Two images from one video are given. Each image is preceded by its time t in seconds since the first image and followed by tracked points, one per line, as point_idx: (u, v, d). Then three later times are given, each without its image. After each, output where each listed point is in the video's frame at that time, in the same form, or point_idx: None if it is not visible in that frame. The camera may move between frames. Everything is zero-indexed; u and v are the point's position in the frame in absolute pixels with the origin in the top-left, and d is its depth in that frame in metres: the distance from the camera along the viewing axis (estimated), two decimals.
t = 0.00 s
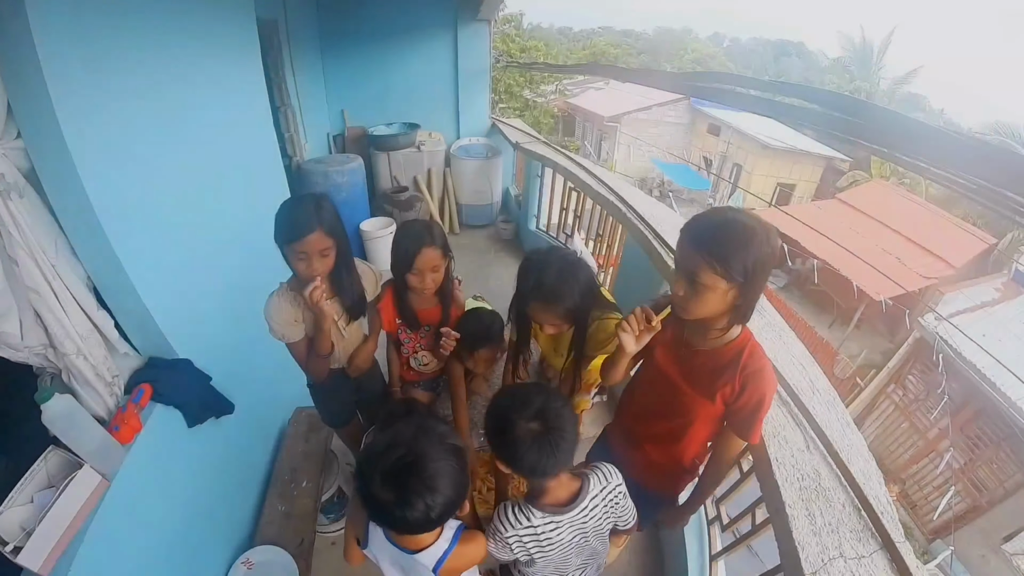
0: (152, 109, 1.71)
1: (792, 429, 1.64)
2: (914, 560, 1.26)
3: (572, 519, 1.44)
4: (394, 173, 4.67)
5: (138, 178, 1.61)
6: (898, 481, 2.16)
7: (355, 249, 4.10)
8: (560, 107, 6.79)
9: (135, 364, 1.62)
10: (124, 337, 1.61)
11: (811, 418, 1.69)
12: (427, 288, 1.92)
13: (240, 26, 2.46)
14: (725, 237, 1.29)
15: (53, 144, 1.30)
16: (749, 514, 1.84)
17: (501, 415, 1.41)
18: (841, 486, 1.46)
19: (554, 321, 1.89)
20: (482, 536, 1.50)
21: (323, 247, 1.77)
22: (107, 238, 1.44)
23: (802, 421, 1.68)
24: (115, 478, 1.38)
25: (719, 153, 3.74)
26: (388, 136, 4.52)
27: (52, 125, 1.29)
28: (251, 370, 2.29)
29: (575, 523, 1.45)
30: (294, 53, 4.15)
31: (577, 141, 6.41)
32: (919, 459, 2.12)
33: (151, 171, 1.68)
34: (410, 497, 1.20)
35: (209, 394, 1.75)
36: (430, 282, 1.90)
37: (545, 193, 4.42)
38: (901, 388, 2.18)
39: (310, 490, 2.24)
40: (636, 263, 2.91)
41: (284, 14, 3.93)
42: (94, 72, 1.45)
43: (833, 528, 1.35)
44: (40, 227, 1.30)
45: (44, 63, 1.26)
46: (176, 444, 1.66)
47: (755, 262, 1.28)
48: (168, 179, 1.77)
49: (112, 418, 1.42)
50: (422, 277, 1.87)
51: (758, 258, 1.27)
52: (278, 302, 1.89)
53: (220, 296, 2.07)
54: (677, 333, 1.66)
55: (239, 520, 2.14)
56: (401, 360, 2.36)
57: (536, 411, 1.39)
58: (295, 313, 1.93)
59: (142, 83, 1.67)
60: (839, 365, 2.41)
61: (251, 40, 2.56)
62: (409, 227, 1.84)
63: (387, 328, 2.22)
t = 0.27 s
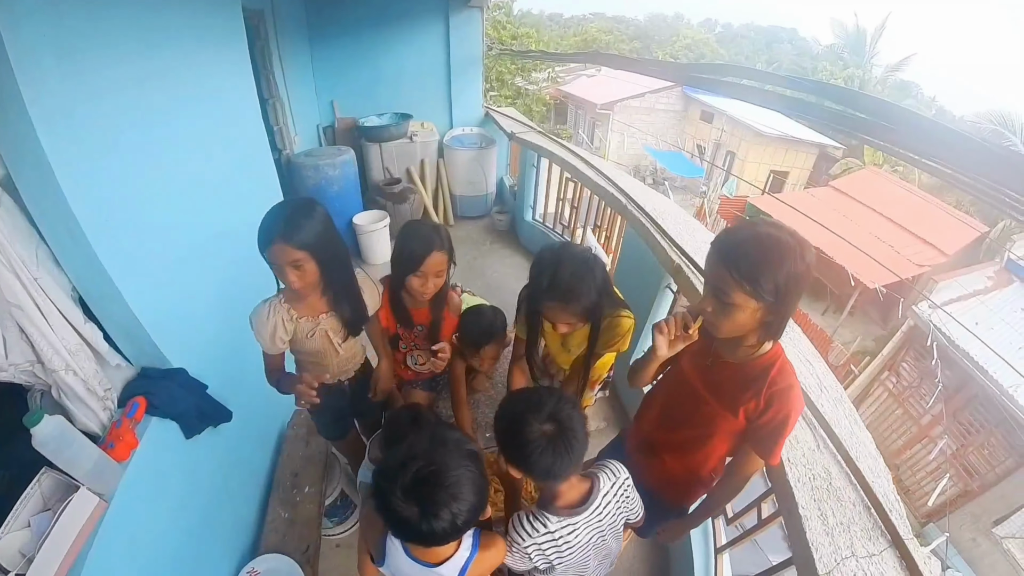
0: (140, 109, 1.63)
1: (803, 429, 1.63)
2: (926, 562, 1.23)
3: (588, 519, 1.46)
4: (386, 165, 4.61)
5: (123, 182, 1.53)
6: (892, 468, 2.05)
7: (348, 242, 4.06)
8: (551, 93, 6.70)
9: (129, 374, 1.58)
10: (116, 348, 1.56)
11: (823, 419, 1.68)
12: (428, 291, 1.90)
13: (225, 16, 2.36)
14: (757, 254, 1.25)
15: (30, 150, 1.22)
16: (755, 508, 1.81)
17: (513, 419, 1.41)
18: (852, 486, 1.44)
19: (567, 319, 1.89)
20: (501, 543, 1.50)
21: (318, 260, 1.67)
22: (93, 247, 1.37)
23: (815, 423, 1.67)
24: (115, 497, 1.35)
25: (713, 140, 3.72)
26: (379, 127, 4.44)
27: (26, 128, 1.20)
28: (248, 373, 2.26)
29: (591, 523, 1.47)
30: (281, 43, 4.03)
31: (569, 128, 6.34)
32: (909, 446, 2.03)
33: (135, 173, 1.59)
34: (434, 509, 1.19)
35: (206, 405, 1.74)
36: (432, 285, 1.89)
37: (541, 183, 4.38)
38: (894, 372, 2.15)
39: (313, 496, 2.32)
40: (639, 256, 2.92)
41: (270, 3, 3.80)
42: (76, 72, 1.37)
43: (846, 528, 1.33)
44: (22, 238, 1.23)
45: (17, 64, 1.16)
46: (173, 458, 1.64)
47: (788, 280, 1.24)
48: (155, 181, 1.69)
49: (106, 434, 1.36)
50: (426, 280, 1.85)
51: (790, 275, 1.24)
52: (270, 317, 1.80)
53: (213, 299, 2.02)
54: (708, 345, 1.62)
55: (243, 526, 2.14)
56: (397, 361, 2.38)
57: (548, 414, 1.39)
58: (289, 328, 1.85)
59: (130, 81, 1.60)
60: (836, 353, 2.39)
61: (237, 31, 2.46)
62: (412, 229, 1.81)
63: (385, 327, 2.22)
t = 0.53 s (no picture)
0: (122, 107, 1.58)
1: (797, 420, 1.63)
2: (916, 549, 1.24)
3: (582, 505, 1.47)
4: (377, 157, 4.55)
5: (109, 184, 1.48)
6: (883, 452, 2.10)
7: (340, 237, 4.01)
8: (543, 81, 6.60)
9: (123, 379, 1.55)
10: (109, 353, 1.53)
11: (818, 412, 1.66)
12: (422, 301, 1.89)
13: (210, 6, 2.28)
14: (751, 257, 1.25)
15: (12, 153, 1.17)
16: (750, 495, 1.85)
17: (505, 412, 1.42)
18: (844, 476, 1.45)
19: (562, 310, 1.90)
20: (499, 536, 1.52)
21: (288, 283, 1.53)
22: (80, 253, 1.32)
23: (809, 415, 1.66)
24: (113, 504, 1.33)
25: (707, 127, 3.67)
26: (369, 118, 4.38)
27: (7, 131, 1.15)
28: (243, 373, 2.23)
29: (584, 509, 1.48)
30: (267, 34, 3.92)
31: (561, 116, 6.26)
32: (902, 432, 2.05)
33: (121, 174, 1.54)
34: (433, 508, 1.20)
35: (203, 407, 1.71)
36: (426, 297, 1.88)
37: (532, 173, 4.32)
38: (886, 359, 2.25)
39: (313, 493, 2.32)
40: (631, 246, 2.87)
41: None
42: (55, 72, 1.31)
43: (838, 517, 1.34)
44: (8, 247, 1.19)
45: None
46: (171, 460, 1.62)
47: (785, 284, 1.24)
48: (141, 181, 1.64)
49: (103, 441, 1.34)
50: (420, 292, 1.84)
51: (788, 279, 1.23)
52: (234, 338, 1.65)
53: (205, 299, 1.99)
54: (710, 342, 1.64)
55: (243, 525, 2.13)
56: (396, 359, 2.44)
57: (540, 408, 1.41)
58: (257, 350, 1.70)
59: (111, 79, 1.54)
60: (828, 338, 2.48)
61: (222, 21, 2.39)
62: (404, 240, 1.77)
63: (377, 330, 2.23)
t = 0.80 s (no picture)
0: (118, 105, 1.56)
1: (773, 401, 1.65)
2: (888, 527, 1.28)
3: (562, 478, 1.47)
4: (365, 148, 4.49)
5: (103, 182, 1.46)
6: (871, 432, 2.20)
7: (329, 229, 3.97)
8: (533, 70, 6.50)
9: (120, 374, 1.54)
10: (105, 349, 1.52)
11: (794, 396, 1.68)
12: (403, 314, 1.87)
13: None
14: (714, 249, 1.25)
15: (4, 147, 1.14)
16: (734, 477, 1.90)
17: (482, 388, 1.42)
18: (818, 455, 1.47)
19: (541, 295, 1.88)
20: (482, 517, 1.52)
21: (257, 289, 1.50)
22: (74, 251, 1.31)
23: (784, 396, 1.68)
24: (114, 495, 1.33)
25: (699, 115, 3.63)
26: (356, 110, 4.32)
27: None
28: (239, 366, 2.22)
29: (565, 482, 1.48)
30: (252, 24, 3.85)
31: (551, 105, 6.18)
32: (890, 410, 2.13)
33: (116, 173, 1.53)
34: (413, 491, 1.20)
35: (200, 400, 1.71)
36: (405, 312, 1.85)
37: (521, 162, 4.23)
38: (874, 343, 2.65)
39: (308, 481, 2.30)
40: (616, 235, 2.82)
41: None
42: (51, 72, 1.29)
43: (810, 494, 1.36)
44: (3, 242, 1.17)
45: None
46: (170, 453, 1.62)
47: (748, 273, 1.24)
48: (135, 179, 1.62)
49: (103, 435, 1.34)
50: (399, 307, 1.82)
51: (754, 267, 1.23)
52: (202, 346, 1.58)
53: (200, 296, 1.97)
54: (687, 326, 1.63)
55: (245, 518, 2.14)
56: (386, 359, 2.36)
57: (517, 385, 1.40)
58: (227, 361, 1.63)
59: (106, 77, 1.51)
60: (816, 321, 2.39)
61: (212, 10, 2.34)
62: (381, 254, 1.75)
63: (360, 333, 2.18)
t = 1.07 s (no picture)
0: (116, 100, 1.55)
1: (757, 382, 1.70)
2: (869, 502, 1.34)
3: (551, 458, 1.49)
4: (356, 140, 4.43)
5: (100, 180, 1.46)
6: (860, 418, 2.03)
7: (321, 221, 3.93)
8: (524, 56, 6.40)
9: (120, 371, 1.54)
10: (104, 347, 1.52)
11: (778, 376, 1.73)
12: (396, 322, 1.88)
13: None
14: (692, 233, 1.29)
15: None
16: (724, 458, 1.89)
17: (475, 372, 1.44)
18: (803, 435, 1.53)
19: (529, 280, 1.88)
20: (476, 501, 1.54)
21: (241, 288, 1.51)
22: (69, 250, 1.31)
23: (768, 375, 1.74)
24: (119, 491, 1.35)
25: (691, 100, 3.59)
26: (345, 101, 4.25)
27: None
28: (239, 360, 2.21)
29: (553, 462, 1.50)
30: (238, 15, 3.76)
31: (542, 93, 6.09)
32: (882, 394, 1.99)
33: (112, 171, 1.52)
34: (405, 470, 1.21)
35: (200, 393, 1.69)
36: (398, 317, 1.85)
37: (513, 149, 4.17)
38: (865, 327, 2.07)
39: (308, 470, 2.27)
40: (609, 224, 2.75)
41: None
42: (45, 69, 1.28)
43: (794, 472, 1.42)
44: None
45: None
46: (173, 448, 1.62)
47: (725, 256, 1.28)
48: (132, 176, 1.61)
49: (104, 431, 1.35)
50: (392, 315, 1.82)
51: (731, 250, 1.27)
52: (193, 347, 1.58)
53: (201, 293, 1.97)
54: (666, 308, 1.67)
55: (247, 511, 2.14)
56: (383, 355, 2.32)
57: (509, 369, 1.42)
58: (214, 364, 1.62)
59: (104, 74, 1.50)
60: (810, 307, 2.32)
61: None
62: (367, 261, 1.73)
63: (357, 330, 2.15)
